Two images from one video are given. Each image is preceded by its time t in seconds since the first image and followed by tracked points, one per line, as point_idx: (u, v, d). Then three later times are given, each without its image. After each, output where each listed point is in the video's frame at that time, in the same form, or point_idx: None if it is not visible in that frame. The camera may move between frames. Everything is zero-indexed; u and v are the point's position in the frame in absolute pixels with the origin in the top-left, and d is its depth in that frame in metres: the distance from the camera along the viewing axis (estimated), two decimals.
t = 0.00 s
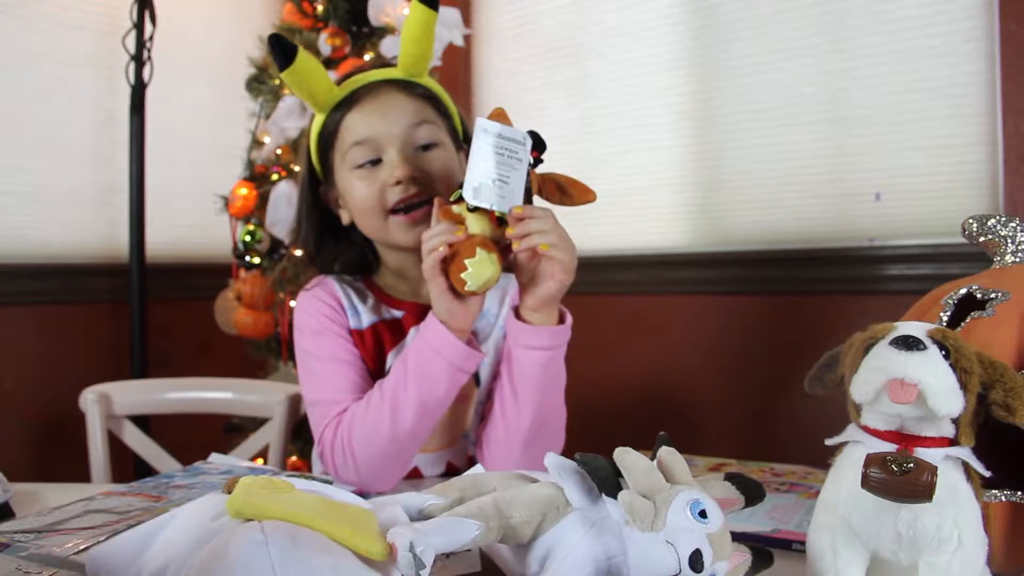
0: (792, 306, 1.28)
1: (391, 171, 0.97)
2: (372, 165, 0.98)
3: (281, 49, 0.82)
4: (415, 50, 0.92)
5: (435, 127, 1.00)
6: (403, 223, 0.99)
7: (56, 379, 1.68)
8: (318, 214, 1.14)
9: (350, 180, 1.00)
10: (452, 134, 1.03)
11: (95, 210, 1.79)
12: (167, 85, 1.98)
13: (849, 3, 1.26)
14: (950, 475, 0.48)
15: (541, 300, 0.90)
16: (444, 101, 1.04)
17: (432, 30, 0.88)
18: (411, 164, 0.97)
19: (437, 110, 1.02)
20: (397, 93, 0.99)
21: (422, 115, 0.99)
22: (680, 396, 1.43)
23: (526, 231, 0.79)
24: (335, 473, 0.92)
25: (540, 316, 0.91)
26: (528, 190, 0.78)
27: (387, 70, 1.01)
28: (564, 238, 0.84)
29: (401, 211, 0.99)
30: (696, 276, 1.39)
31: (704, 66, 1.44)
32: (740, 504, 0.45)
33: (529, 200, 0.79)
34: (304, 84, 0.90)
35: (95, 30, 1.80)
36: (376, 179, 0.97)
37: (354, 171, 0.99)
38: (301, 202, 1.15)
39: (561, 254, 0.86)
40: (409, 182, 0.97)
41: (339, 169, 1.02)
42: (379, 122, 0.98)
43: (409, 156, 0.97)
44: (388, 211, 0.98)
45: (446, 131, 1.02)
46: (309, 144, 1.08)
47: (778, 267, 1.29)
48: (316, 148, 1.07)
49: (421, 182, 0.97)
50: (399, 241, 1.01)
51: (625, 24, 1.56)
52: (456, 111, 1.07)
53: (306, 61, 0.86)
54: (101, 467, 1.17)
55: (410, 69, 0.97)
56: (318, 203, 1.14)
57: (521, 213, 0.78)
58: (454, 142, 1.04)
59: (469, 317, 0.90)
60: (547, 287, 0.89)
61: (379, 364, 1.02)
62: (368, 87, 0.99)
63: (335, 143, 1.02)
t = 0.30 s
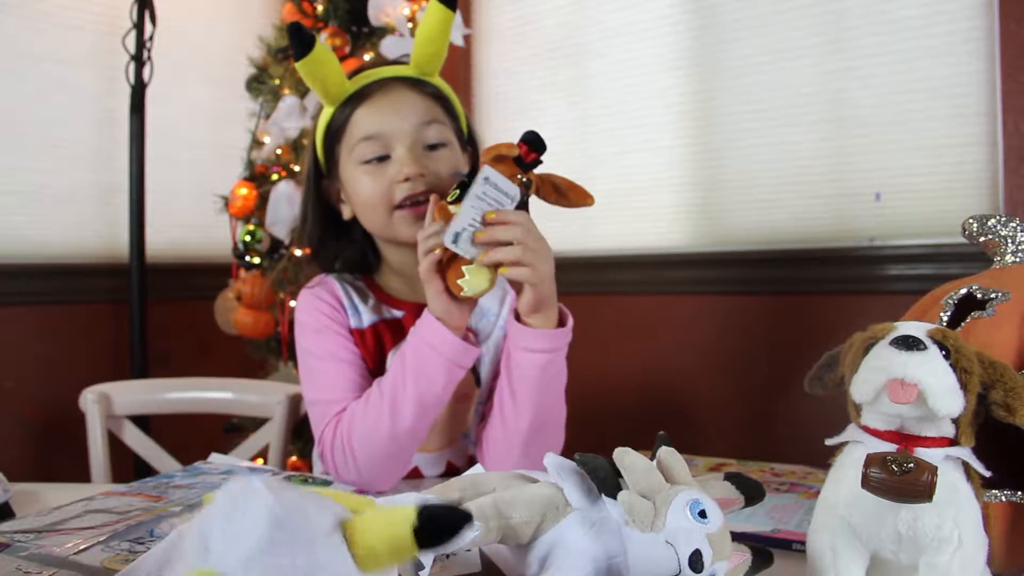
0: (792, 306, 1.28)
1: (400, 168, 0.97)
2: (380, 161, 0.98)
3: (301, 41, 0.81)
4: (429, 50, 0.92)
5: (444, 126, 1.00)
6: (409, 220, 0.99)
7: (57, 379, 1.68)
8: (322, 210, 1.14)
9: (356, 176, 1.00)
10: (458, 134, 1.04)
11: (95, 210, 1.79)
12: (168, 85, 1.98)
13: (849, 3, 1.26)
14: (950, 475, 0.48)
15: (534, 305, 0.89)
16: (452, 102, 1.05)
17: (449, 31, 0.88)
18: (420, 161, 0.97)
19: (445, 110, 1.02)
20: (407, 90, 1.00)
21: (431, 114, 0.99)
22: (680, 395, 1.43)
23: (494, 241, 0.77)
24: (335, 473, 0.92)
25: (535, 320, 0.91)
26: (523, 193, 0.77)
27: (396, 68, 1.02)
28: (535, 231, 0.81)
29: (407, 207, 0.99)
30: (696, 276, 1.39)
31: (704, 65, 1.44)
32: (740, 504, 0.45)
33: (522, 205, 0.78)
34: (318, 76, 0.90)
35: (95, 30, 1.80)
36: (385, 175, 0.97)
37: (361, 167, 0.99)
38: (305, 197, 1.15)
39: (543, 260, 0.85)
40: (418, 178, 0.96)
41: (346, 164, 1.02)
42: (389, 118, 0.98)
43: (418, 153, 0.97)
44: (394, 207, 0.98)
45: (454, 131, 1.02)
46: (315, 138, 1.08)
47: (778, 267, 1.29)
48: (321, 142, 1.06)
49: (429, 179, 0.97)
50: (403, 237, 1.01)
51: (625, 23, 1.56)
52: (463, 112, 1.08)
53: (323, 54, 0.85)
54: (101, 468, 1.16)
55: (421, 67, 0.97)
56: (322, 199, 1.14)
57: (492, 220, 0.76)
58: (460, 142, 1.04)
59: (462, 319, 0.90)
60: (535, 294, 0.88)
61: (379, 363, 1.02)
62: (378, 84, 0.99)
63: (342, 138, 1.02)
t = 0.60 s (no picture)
0: (792, 306, 1.28)
1: (399, 168, 0.97)
2: (380, 161, 0.98)
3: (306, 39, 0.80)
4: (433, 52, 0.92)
5: (444, 128, 1.00)
6: (407, 220, 1.00)
7: (57, 379, 1.68)
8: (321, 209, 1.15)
9: (356, 175, 1.00)
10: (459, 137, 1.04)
11: (95, 210, 1.79)
12: (168, 86, 1.98)
13: (849, 3, 1.26)
14: (950, 475, 0.48)
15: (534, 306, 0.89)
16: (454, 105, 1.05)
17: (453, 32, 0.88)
18: (419, 162, 0.97)
19: (447, 112, 1.02)
20: (408, 91, 0.99)
21: (433, 116, 0.99)
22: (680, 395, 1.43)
23: (492, 247, 0.77)
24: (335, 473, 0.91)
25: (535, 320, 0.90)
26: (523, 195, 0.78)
27: (399, 68, 1.01)
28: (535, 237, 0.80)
29: (405, 207, 0.99)
30: (696, 276, 1.39)
31: (705, 65, 1.44)
32: (740, 505, 0.46)
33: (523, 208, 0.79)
34: (321, 77, 0.89)
35: (95, 30, 1.80)
36: (384, 175, 0.98)
37: (361, 165, 1.00)
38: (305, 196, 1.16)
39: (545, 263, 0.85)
40: (416, 179, 0.97)
41: (346, 163, 1.02)
42: (390, 119, 0.98)
43: (417, 154, 0.97)
44: (392, 207, 0.99)
45: (454, 133, 1.02)
46: (316, 136, 1.08)
47: (778, 267, 1.29)
48: (322, 141, 1.06)
49: (428, 180, 0.97)
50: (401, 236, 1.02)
51: (625, 23, 1.56)
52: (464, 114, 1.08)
53: (326, 53, 0.85)
54: (101, 466, 1.11)
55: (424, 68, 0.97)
56: (322, 198, 1.14)
57: (489, 227, 0.76)
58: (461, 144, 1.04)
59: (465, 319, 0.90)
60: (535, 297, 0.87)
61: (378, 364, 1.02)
62: (381, 83, 0.99)
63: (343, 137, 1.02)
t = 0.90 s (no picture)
0: (791, 306, 1.28)
1: (396, 168, 0.97)
2: (376, 161, 0.98)
3: (300, 41, 0.80)
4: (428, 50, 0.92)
5: (440, 128, 1.00)
6: (404, 218, 1.00)
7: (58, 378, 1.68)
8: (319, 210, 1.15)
9: (353, 174, 1.00)
10: (455, 136, 1.03)
11: (95, 209, 1.79)
12: (168, 86, 1.98)
13: (849, 3, 1.26)
14: (950, 475, 0.49)
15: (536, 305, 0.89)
16: (450, 103, 1.05)
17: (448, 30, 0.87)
18: (416, 161, 0.97)
19: (442, 112, 1.02)
20: (404, 90, 0.99)
21: (428, 115, 0.99)
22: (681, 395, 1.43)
23: (491, 246, 0.77)
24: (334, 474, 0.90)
25: (538, 319, 0.90)
26: (523, 196, 0.78)
27: (395, 67, 1.01)
28: (535, 236, 0.79)
29: (401, 207, 0.99)
30: (696, 276, 1.39)
31: (705, 65, 1.44)
32: (750, 499, 0.50)
33: (524, 211, 0.79)
34: (314, 78, 0.89)
35: (95, 30, 1.80)
36: (381, 175, 0.98)
37: (357, 165, 1.00)
38: (303, 196, 1.16)
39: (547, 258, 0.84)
40: (413, 178, 0.96)
41: (343, 162, 1.02)
42: (386, 118, 0.98)
43: (413, 154, 0.97)
44: (389, 206, 0.99)
45: (450, 132, 1.02)
46: (313, 136, 1.08)
47: (778, 267, 1.29)
48: (319, 141, 1.06)
49: (425, 179, 0.97)
50: (396, 235, 1.01)
51: (625, 23, 1.56)
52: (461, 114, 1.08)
53: (320, 53, 0.85)
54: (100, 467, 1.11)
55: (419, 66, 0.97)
56: (319, 198, 1.14)
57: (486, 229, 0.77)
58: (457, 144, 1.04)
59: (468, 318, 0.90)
60: (538, 295, 0.87)
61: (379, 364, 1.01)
62: (377, 82, 0.99)
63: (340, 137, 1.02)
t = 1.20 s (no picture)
0: (791, 307, 1.28)
1: (397, 169, 0.97)
2: (377, 162, 0.98)
3: (301, 42, 0.80)
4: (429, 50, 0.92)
5: (441, 128, 1.00)
6: (405, 217, 0.99)
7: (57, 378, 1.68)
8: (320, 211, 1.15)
9: (354, 175, 1.00)
10: (455, 136, 1.04)
11: (95, 209, 1.79)
12: (168, 86, 1.98)
13: (849, 3, 1.26)
14: (950, 475, 0.48)
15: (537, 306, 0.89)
16: (450, 104, 1.05)
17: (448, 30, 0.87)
18: (417, 162, 0.97)
19: (443, 113, 1.02)
20: (405, 91, 0.99)
21: (429, 116, 0.99)
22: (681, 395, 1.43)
23: (491, 246, 0.77)
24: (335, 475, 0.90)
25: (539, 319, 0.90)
26: (523, 196, 0.79)
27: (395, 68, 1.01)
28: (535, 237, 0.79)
29: (403, 207, 0.98)
30: (697, 276, 1.39)
31: (705, 65, 1.44)
32: (750, 498, 0.50)
33: (524, 211, 0.80)
34: (315, 79, 0.89)
35: (95, 30, 1.80)
36: (382, 176, 0.97)
37: (358, 167, 0.99)
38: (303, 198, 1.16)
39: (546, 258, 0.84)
40: (414, 179, 0.96)
41: (344, 163, 1.02)
42: (387, 119, 0.97)
43: (414, 155, 0.97)
44: (390, 206, 0.98)
45: (451, 133, 1.02)
46: (314, 136, 1.08)
47: (778, 267, 1.29)
48: (320, 141, 1.06)
49: (426, 180, 0.97)
50: (398, 235, 1.01)
51: (625, 23, 1.56)
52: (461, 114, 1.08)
53: (321, 54, 0.85)
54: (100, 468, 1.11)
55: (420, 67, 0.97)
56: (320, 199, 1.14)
57: (486, 230, 0.77)
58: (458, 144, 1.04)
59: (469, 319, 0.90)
60: (539, 295, 0.87)
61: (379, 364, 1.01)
62: (378, 83, 0.99)
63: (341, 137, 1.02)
